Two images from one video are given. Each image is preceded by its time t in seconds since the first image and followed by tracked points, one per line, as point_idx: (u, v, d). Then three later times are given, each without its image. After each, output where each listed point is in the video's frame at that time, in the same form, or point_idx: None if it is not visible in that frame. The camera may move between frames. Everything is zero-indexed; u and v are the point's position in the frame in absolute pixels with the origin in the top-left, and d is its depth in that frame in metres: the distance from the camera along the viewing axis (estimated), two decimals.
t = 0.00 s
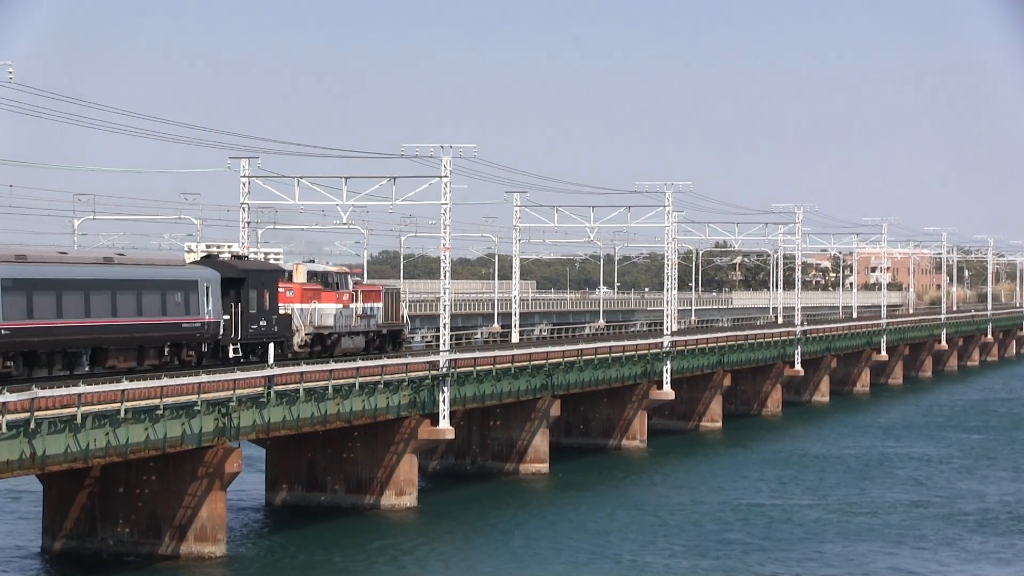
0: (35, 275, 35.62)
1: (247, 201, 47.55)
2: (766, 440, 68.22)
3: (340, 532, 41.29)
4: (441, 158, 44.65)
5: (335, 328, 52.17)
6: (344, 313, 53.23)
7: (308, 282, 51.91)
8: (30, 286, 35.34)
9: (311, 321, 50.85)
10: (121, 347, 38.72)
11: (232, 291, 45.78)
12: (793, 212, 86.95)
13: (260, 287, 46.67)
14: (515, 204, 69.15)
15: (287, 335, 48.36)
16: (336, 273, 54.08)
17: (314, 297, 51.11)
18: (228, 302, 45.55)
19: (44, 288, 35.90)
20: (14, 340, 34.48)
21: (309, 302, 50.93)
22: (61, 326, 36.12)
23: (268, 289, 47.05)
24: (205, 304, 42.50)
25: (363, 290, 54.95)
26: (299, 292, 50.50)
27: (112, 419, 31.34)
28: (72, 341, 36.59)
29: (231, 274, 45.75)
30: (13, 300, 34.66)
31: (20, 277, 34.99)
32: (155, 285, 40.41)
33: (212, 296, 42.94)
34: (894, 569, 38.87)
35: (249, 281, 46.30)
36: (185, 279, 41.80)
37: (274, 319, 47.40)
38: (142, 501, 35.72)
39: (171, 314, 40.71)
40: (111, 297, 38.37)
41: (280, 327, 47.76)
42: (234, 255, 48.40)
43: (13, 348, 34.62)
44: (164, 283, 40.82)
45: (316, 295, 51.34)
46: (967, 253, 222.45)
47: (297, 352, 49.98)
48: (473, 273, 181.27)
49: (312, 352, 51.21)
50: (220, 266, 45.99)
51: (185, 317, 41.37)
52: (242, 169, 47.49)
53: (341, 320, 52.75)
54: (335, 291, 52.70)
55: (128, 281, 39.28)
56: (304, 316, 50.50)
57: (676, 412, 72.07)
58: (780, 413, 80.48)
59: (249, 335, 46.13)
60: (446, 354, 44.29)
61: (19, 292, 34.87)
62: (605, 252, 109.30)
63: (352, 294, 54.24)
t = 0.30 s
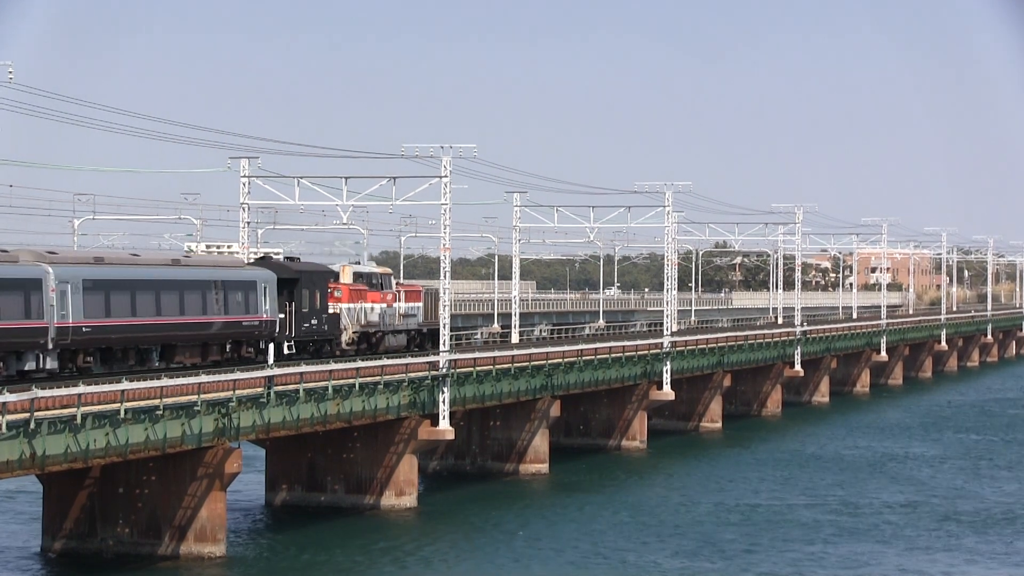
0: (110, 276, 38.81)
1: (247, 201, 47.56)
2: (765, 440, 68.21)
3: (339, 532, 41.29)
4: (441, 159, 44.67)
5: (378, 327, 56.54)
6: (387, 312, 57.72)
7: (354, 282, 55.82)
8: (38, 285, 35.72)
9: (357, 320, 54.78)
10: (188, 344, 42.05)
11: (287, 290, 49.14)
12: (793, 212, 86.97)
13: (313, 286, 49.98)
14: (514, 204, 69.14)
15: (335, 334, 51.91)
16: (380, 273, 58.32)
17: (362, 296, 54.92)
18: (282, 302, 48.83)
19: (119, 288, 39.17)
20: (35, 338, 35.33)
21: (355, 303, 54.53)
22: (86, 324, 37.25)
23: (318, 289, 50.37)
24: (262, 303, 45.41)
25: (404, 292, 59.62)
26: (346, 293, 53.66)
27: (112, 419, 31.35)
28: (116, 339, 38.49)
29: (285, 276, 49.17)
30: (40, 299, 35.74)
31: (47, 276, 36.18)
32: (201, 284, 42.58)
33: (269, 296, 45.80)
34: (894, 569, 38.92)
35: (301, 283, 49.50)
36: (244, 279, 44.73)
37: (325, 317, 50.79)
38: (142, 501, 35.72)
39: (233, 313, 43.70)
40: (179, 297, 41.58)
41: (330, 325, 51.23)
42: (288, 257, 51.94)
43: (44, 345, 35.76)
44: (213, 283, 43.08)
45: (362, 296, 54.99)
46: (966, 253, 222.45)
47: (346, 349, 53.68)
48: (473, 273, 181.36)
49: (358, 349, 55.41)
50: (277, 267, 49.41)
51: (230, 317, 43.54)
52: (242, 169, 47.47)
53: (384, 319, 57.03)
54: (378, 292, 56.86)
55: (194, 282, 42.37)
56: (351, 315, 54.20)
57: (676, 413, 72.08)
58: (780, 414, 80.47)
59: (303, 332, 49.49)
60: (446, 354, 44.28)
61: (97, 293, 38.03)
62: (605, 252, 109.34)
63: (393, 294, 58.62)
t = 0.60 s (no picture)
0: (177, 277, 41.21)
1: (247, 201, 47.57)
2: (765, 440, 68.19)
3: (339, 532, 41.29)
4: (441, 159, 44.67)
5: (420, 325, 58.31)
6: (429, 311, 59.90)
7: (397, 281, 57.82)
8: (58, 287, 36.10)
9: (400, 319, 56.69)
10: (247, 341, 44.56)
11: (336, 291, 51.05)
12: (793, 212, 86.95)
13: (360, 287, 52.09)
14: (514, 204, 69.14)
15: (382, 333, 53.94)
16: (420, 273, 60.44)
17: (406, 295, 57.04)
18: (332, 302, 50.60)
19: (187, 288, 41.51)
20: (25, 341, 34.72)
21: (398, 302, 56.50)
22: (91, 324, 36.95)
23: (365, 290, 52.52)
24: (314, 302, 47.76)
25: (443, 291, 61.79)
26: (390, 292, 55.44)
27: (112, 419, 31.35)
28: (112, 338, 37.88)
29: (335, 276, 50.66)
30: (63, 300, 36.18)
31: (66, 278, 36.51)
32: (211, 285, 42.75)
33: (320, 294, 48.28)
34: (894, 568, 38.90)
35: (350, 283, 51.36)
36: (297, 279, 47.12)
37: (371, 316, 52.85)
38: (142, 501, 35.72)
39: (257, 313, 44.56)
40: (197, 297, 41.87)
41: (375, 324, 53.24)
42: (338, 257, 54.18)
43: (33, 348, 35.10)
44: (213, 283, 42.78)
45: (404, 296, 56.91)
46: (967, 253, 222.42)
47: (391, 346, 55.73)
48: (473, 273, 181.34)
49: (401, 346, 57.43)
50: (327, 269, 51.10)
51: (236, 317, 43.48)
52: (242, 169, 47.48)
53: (424, 318, 58.87)
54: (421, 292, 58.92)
55: (253, 281, 44.85)
56: (394, 314, 56.09)
57: (676, 413, 72.08)
58: (780, 414, 80.47)
59: (351, 330, 51.34)
60: (446, 355, 44.26)
61: (167, 293, 40.43)
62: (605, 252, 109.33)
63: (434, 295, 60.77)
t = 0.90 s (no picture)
0: (239, 278, 44.97)
1: (246, 201, 47.61)
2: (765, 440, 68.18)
3: (338, 532, 41.30)
4: (441, 159, 44.66)
5: (457, 323, 63.16)
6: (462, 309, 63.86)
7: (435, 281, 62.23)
8: (53, 288, 36.81)
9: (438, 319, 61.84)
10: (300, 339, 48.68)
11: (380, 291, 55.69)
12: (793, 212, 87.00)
13: (401, 287, 56.39)
14: (514, 204, 69.21)
15: (421, 329, 58.28)
16: (457, 274, 64.58)
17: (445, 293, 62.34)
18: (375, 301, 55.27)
19: (247, 288, 45.37)
20: (8, 342, 34.97)
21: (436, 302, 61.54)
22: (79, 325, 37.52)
23: (406, 290, 56.87)
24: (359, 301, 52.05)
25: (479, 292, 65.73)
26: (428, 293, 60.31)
27: (112, 419, 31.35)
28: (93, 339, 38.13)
29: (378, 277, 55.35)
30: (57, 301, 36.91)
31: (63, 279, 37.31)
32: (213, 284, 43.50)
33: (365, 294, 52.58)
34: (893, 569, 38.89)
35: (392, 283, 55.76)
36: (344, 280, 51.31)
37: (409, 314, 57.06)
38: (142, 501, 35.73)
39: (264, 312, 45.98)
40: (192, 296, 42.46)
41: (414, 322, 57.62)
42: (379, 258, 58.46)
43: (16, 349, 35.38)
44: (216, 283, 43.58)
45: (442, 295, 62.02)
46: (966, 253, 222.54)
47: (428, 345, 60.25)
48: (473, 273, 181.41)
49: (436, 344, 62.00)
50: (369, 270, 55.66)
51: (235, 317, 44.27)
52: (242, 169, 47.54)
53: (461, 315, 63.52)
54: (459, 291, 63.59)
55: (305, 282, 48.90)
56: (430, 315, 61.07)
57: (676, 412, 72.09)
58: (780, 414, 80.49)
59: (393, 328, 55.98)
60: (445, 354, 44.24)
61: (230, 293, 44.26)
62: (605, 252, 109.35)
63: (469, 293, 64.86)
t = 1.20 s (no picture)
0: (294, 278, 47.26)
1: (247, 201, 47.64)
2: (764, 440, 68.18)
3: (337, 532, 41.32)
4: (441, 159, 44.68)
5: (491, 322, 63.38)
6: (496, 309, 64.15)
7: (471, 281, 62.76)
8: (127, 288, 39.38)
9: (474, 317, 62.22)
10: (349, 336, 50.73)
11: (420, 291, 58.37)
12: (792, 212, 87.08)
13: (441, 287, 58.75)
14: (514, 203, 69.22)
15: (457, 328, 60.54)
16: (491, 274, 64.59)
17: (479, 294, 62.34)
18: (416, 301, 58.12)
19: (300, 288, 47.37)
20: (88, 339, 37.56)
21: (473, 301, 62.22)
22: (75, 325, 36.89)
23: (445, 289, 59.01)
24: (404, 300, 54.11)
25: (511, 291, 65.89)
26: (464, 292, 61.91)
27: (112, 419, 31.35)
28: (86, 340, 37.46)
29: (419, 277, 58.43)
30: (131, 300, 39.44)
31: (135, 279, 39.84)
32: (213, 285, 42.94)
33: (408, 294, 54.39)
34: (890, 569, 38.90)
35: (432, 283, 58.41)
36: (390, 280, 53.29)
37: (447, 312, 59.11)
38: (142, 501, 35.73)
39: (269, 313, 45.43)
40: (189, 297, 41.82)
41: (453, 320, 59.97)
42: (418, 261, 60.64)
43: (95, 345, 38.00)
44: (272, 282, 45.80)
45: (478, 294, 62.51)
46: (966, 252, 222.63)
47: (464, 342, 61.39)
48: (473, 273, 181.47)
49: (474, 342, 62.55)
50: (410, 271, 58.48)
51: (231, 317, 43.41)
52: (242, 168, 47.57)
53: (495, 315, 63.79)
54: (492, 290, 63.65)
55: (353, 282, 50.96)
56: (468, 312, 61.76)
57: (676, 412, 72.11)
58: (780, 414, 80.49)
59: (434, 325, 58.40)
60: (445, 354, 44.23)
61: (288, 292, 46.51)
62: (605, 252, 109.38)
63: (503, 292, 65.12)
